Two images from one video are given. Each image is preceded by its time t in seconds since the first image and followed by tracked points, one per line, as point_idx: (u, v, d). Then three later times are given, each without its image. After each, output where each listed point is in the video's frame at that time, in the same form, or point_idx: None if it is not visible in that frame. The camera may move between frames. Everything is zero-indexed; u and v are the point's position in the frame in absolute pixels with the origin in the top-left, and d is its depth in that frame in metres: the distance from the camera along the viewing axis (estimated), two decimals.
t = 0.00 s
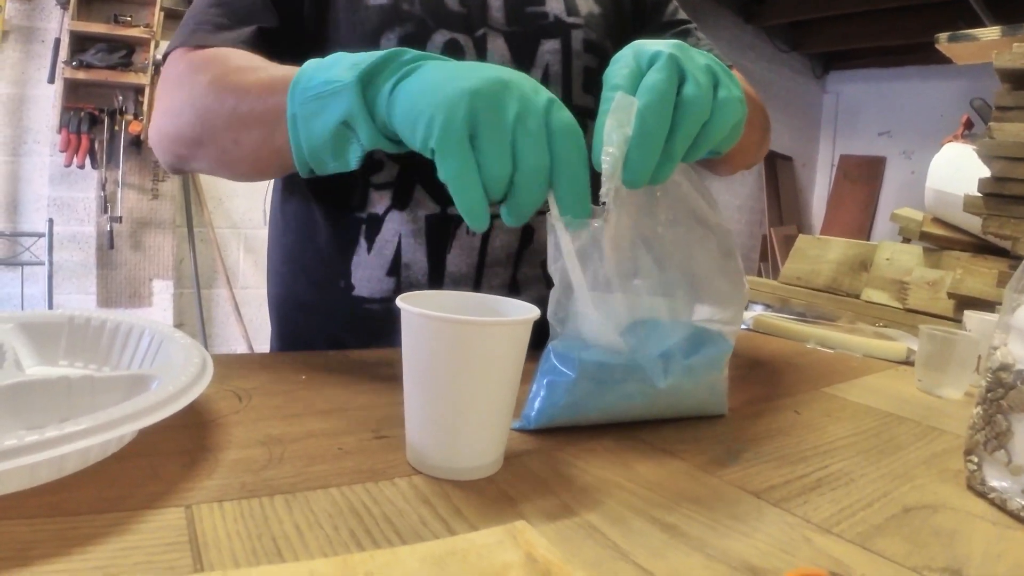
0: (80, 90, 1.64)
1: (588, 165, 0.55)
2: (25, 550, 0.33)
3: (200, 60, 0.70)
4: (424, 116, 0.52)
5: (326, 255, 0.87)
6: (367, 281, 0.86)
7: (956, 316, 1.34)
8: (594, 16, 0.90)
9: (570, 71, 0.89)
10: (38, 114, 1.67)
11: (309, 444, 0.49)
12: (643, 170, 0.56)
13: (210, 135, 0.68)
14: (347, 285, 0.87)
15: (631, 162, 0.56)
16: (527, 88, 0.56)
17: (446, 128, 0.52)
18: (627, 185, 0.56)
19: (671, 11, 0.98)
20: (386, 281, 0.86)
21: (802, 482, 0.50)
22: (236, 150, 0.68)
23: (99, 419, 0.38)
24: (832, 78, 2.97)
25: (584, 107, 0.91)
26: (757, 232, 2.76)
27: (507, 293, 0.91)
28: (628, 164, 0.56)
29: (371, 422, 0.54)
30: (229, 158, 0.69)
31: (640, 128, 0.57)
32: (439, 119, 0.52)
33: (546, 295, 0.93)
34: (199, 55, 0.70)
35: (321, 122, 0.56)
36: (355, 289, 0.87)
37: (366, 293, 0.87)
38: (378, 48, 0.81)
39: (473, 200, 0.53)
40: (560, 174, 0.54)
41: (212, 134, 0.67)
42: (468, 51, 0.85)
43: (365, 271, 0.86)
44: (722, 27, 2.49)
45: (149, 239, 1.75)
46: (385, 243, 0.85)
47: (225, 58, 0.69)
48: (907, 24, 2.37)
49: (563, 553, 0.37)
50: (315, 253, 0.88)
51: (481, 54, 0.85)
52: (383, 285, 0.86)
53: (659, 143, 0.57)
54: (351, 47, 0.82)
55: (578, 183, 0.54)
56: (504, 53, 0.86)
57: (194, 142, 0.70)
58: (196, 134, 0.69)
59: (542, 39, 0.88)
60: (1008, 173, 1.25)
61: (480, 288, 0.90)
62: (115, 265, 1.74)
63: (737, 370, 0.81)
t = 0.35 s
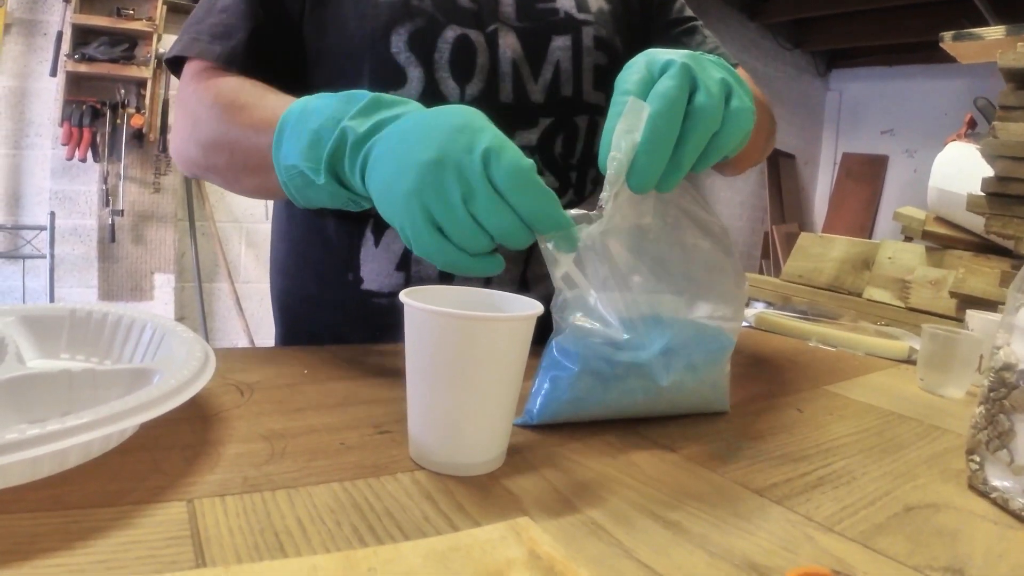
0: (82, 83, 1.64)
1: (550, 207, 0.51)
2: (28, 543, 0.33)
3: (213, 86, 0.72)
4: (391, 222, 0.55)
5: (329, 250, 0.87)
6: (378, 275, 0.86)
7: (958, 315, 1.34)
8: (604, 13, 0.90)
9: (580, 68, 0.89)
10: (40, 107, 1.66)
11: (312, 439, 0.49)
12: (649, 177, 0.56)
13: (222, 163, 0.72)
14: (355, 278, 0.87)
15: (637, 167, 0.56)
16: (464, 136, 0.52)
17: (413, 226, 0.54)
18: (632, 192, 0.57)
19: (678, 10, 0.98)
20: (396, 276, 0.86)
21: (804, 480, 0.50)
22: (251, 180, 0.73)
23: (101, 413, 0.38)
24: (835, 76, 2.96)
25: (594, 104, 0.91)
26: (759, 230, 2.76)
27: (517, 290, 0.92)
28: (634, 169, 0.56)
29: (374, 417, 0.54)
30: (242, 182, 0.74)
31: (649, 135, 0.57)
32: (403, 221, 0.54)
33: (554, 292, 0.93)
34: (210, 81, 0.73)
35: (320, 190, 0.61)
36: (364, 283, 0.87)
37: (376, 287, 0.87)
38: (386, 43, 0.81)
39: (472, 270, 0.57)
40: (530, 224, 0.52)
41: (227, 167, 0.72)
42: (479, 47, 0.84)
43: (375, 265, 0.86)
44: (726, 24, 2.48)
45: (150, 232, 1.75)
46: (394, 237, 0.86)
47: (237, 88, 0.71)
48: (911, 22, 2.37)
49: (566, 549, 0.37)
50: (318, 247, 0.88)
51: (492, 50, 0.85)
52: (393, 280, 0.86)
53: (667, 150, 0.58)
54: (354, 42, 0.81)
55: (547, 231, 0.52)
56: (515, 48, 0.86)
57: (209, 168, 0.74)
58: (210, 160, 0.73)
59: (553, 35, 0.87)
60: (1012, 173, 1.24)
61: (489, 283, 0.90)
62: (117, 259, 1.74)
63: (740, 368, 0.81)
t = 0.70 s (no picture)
0: (82, 81, 1.64)
1: (489, 155, 0.49)
2: (29, 542, 0.33)
3: (202, 87, 0.74)
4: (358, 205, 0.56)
5: (330, 248, 0.87)
6: (379, 272, 0.86)
7: (958, 315, 1.34)
8: (606, 10, 0.90)
9: (581, 65, 0.88)
10: (41, 106, 1.66)
11: (313, 437, 0.49)
12: (647, 165, 0.56)
13: (212, 162, 0.74)
14: (356, 275, 0.87)
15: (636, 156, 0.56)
16: (397, 103, 0.51)
17: (376, 205, 0.54)
18: (632, 182, 0.57)
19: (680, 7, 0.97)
20: (396, 273, 0.87)
21: (805, 480, 0.50)
22: (241, 176, 0.75)
23: (101, 412, 0.38)
24: (836, 76, 2.96)
25: (597, 101, 0.91)
26: (759, 229, 2.76)
27: (518, 288, 0.92)
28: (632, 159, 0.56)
29: (374, 416, 0.54)
30: (234, 179, 0.76)
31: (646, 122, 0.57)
32: (366, 202, 0.54)
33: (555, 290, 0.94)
34: (200, 82, 0.74)
35: (301, 182, 0.61)
36: (365, 280, 0.87)
37: (377, 284, 0.87)
38: (387, 42, 0.81)
39: (445, 234, 0.56)
40: (477, 175, 0.51)
41: (216, 166, 0.74)
42: (480, 44, 0.84)
43: (376, 262, 0.86)
44: (727, 23, 2.48)
45: (151, 231, 1.75)
46: (395, 236, 0.85)
47: (223, 88, 0.73)
48: (911, 22, 2.37)
49: (567, 549, 0.37)
50: (319, 246, 0.88)
51: (493, 47, 0.85)
52: (394, 278, 0.87)
53: (666, 137, 0.57)
54: (354, 41, 0.82)
55: (495, 180, 0.50)
56: (516, 46, 0.85)
57: (201, 167, 0.76)
58: (201, 159, 0.75)
59: (554, 33, 0.87)
60: (1012, 173, 1.24)
61: (491, 282, 0.91)
62: (117, 257, 1.74)
63: (740, 367, 0.81)
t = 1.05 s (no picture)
0: (83, 82, 1.64)
1: (466, 137, 0.49)
2: (30, 542, 0.33)
3: (192, 88, 0.74)
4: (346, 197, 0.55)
5: (330, 248, 0.87)
6: (379, 273, 0.86)
7: (959, 315, 1.34)
8: (605, 9, 0.90)
9: (581, 65, 0.89)
10: (41, 107, 1.66)
11: (314, 438, 0.49)
12: (656, 163, 0.56)
13: (203, 161, 0.74)
14: (356, 276, 0.87)
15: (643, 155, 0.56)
16: (373, 92, 0.51)
17: (362, 196, 0.54)
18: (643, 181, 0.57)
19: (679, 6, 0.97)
20: (396, 273, 0.86)
21: (805, 480, 0.50)
22: (231, 176, 0.75)
23: (103, 412, 0.38)
24: (836, 76, 2.96)
25: (596, 100, 0.91)
26: (760, 229, 2.76)
27: (517, 288, 0.92)
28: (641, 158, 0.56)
29: (375, 416, 0.54)
30: (226, 179, 0.76)
31: (656, 122, 0.57)
32: (352, 192, 0.54)
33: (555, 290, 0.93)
34: (191, 83, 0.75)
35: (291, 177, 0.62)
36: (365, 281, 0.87)
37: (377, 285, 0.87)
38: (387, 42, 0.81)
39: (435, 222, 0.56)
40: (457, 159, 0.50)
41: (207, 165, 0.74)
42: (479, 44, 0.84)
43: (375, 262, 0.86)
44: (728, 23, 2.48)
45: (151, 231, 1.75)
46: (394, 235, 0.85)
47: (212, 87, 0.73)
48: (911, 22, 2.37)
49: (568, 549, 0.37)
50: (319, 247, 0.88)
51: (493, 47, 0.85)
52: (394, 278, 0.87)
53: (676, 137, 0.57)
54: (355, 41, 0.82)
55: (475, 163, 0.50)
56: (516, 45, 0.85)
57: (193, 167, 0.77)
58: (192, 158, 0.75)
59: (553, 32, 0.87)
60: (1013, 173, 1.24)
61: (490, 283, 0.91)
62: (118, 257, 1.74)
63: (742, 367, 0.81)
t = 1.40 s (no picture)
0: (84, 83, 1.64)
1: (463, 122, 0.49)
2: (29, 543, 0.33)
3: (190, 84, 0.74)
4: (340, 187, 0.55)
5: (330, 249, 0.87)
6: (379, 274, 0.86)
7: (959, 315, 1.34)
8: (606, 10, 0.90)
9: (583, 65, 0.88)
10: (42, 107, 1.67)
11: (314, 438, 0.49)
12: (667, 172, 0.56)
13: (200, 157, 0.74)
14: (357, 276, 0.87)
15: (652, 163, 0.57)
16: (369, 79, 0.51)
17: (357, 185, 0.54)
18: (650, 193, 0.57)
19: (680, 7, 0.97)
20: (397, 274, 0.87)
21: (807, 481, 0.50)
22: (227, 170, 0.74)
23: (104, 412, 0.38)
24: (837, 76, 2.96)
25: (597, 101, 0.91)
26: (761, 230, 2.76)
27: (518, 289, 0.92)
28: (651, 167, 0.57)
29: (375, 417, 0.54)
30: (223, 174, 0.76)
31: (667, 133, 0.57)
32: (347, 181, 0.54)
33: (556, 291, 0.93)
34: (187, 79, 0.75)
35: (285, 170, 0.61)
36: (366, 281, 0.87)
37: (378, 285, 0.87)
38: (388, 43, 0.81)
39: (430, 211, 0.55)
40: (454, 145, 0.50)
41: (204, 160, 0.74)
42: (481, 45, 0.84)
43: (376, 263, 0.86)
44: (728, 23, 2.48)
45: (152, 232, 1.76)
46: (396, 236, 0.86)
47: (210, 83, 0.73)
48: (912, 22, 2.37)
49: (568, 549, 0.37)
50: (320, 247, 0.88)
51: (494, 47, 0.85)
52: (395, 278, 0.87)
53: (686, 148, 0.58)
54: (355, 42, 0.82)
55: (471, 148, 0.50)
56: (517, 46, 0.85)
57: (191, 163, 0.76)
58: (189, 154, 0.75)
59: (555, 33, 0.87)
60: (1014, 173, 1.24)
61: (491, 283, 0.91)
62: (119, 258, 1.74)
63: (742, 368, 0.81)
